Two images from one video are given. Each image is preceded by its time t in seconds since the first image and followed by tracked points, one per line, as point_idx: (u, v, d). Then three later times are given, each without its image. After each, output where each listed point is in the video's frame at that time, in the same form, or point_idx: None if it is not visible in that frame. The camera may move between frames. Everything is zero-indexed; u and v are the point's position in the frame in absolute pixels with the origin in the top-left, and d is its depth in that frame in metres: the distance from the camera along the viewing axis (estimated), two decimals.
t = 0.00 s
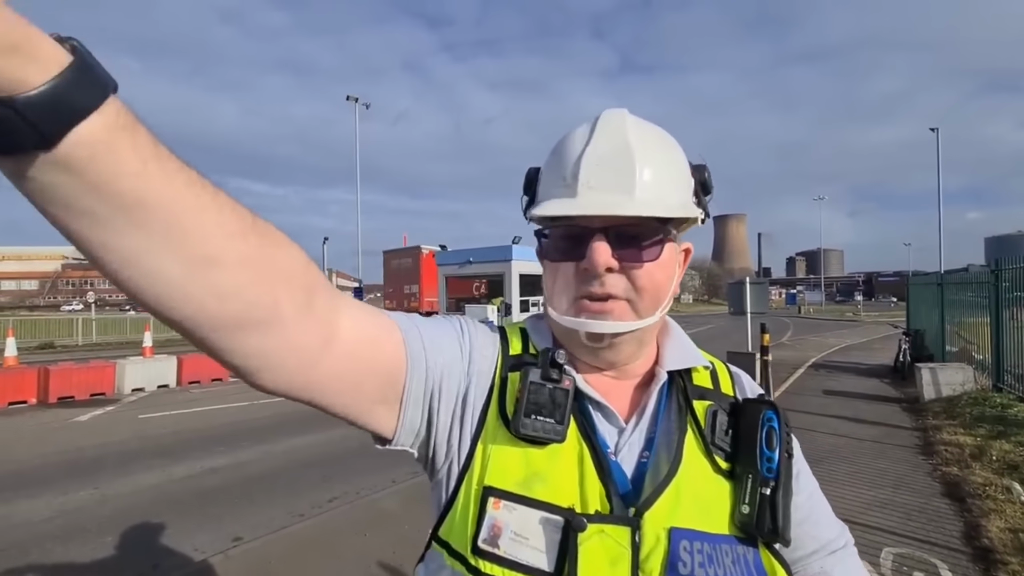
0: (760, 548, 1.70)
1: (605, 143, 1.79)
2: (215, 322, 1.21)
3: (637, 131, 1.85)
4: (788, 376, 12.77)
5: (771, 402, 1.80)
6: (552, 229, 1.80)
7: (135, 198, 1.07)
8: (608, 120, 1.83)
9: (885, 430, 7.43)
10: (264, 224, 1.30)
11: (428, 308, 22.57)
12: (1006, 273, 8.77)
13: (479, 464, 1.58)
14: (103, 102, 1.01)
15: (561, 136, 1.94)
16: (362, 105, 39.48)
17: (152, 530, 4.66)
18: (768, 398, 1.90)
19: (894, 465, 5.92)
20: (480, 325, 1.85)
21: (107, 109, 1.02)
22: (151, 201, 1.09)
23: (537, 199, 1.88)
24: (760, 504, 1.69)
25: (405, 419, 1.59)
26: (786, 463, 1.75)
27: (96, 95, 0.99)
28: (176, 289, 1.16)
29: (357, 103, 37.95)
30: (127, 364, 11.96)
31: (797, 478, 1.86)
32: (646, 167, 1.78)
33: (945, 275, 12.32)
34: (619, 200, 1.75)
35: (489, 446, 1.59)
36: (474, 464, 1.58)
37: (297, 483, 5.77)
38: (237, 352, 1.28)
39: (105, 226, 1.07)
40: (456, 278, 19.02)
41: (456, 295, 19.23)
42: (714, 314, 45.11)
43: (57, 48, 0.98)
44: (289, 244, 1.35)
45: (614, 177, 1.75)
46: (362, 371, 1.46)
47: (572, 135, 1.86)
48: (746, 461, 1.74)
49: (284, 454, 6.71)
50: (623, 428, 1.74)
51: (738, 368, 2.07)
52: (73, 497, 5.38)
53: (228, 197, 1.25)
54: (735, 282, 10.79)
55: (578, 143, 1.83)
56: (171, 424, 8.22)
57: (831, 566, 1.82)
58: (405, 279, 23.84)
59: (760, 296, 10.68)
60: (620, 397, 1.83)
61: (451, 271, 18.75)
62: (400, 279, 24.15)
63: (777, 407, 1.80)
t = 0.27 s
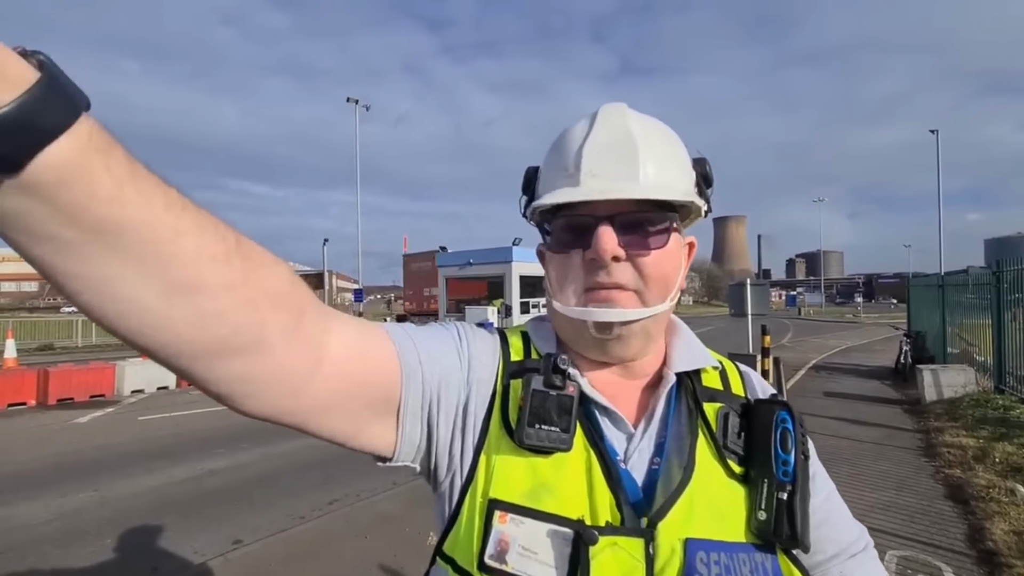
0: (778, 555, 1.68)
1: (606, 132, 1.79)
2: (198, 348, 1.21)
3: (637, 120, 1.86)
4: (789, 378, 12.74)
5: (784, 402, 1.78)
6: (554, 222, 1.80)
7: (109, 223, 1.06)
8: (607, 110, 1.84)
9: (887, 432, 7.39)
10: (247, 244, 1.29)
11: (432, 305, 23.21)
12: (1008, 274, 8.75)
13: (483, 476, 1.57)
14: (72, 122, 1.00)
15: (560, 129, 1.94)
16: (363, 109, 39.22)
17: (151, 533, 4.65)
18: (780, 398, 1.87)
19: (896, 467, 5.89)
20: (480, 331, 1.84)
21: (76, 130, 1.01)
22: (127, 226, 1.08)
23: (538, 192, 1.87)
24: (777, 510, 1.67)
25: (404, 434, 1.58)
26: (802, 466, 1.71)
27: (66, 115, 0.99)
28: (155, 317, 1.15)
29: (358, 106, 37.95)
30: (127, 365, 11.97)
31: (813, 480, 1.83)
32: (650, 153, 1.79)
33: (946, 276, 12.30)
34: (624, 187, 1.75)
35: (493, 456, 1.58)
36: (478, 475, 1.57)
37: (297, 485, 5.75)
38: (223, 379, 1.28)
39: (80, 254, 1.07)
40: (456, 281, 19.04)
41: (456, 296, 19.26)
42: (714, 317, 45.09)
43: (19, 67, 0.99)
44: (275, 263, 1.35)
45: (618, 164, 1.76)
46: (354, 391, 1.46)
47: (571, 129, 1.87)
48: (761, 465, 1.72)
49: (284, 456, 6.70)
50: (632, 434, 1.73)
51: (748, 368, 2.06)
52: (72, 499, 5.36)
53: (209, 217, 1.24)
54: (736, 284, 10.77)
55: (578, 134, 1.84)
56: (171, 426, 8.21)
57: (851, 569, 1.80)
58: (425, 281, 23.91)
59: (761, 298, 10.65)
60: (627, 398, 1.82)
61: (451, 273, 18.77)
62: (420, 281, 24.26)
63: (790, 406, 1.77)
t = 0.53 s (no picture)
0: (781, 553, 1.68)
1: (594, 126, 1.80)
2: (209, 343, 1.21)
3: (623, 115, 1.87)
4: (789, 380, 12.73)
5: (784, 400, 1.77)
6: (548, 220, 1.79)
7: (131, 215, 1.07)
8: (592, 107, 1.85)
9: (888, 434, 7.38)
10: (264, 242, 1.30)
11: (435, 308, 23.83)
12: (1008, 276, 8.74)
13: (483, 476, 1.57)
14: (102, 114, 1.01)
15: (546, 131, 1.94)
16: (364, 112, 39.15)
17: (151, 535, 4.64)
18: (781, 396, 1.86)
19: (899, 470, 5.87)
20: (486, 333, 1.84)
21: (105, 121, 1.02)
22: (148, 219, 1.09)
23: (529, 193, 1.87)
24: (779, 508, 1.66)
25: (408, 432, 1.58)
26: (805, 464, 1.70)
27: (96, 106, 0.99)
28: (169, 312, 1.16)
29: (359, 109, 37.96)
30: (128, 367, 11.99)
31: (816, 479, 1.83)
32: (638, 145, 1.80)
33: (947, 278, 12.29)
34: (616, 179, 1.75)
35: (494, 457, 1.57)
36: (478, 476, 1.57)
37: (297, 487, 5.75)
38: (232, 374, 1.27)
39: (102, 246, 1.07)
40: (456, 283, 19.07)
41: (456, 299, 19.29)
42: (714, 319, 45.13)
43: (53, 54, 0.97)
44: (289, 261, 1.35)
45: (608, 157, 1.76)
46: (362, 390, 1.45)
47: (558, 130, 1.87)
48: (763, 463, 1.71)
49: (284, 459, 6.70)
50: (633, 433, 1.73)
51: (749, 365, 2.05)
52: (72, 501, 5.36)
53: (228, 213, 1.25)
54: (736, 286, 10.77)
55: (566, 132, 1.84)
56: (172, 428, 8.22)
57: (855, 568, 1.79)
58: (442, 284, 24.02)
59: (762, 300, 10.64)
60: (627, 398, 1.82)
61: (451, 276, 18.84)
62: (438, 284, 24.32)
63: (791, 404, 1.77)
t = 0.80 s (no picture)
0: (772, 551, 1.66)
1: (592, 128, 1.80)
2: (203, 336, 1.21)
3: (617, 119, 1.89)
4: (790, 382, 12.73)
5: (773, 399, 1.77)
6: (548, 220, 1.78)
7: (143, 209, 1.07)
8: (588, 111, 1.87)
9: (889, 436, 7.37)
10: (263, 249, 1.31)
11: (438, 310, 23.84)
12: (1009, 278, 8.75)
13: (476, 478, 1.57)
14: (128, 113, 1.02)
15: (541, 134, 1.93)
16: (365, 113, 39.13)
17: (151, 537, 4.64)
18: (771, 395, 1.86)
19: (900, 472, 5.86)
20: (476, 336, 1.84)
21: (129, 120, 1.03)
22: (159, 213, 1.09)
23: (526, 194, 1.85)
24: (768, 505, 1.64)
25: (397, 436, 1.58)
26: (794, 461, 1.68)
27: (123, 103, 1.00)
28: (169, 302, 1.15)
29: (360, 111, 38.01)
30: (129, 369, 12.01)
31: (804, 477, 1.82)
32: (635, 148, 1.81)
33: (948, 280, 12.29)
34: (616, 179, 1.75)
35: (486, 459, 1.58)
36: (471, 478, 1.57)
37: (298, 489, 5.75)
38: (220, 369, 1.26)
39: (107, 233, 1.07)
40: (456, 285, 19.09)
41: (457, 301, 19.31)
42: (714, 321, 45.12)
43: (94, 57, 0.99)
44: (283, 264, 1.36)
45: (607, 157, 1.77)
46: (348, 391, 1.45)
47: (554, 132, 1.87)
48: (752, 461, 1.71)
49: (285, 460, 6.70)
50: (624, 434, 1.74)
51: (740, 367, 2.05)
52: (72, 503, 5.36)
53: (230, 214, 1.25)
54: (736, 288, 10.78)
55: (563, 134, 1.84)
56: (172, 430, 8.22)
57: (845, 566, 1.79)
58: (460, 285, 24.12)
59: (762, 302, 10.65)
60: (619, 400, 1.83)
61: (452, 278, 18.85)
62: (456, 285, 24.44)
63: (780, 402, 1.76)
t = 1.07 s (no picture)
0: (766, 547, 1.66)
1: (573, 138, 1.80)
2: (199, 347, 1.21)
3: (601, 125, 1.88)
4: (790, 383, 12.73)
5: (769, 398, 1.77)
6: (534, 233, 1.78)
7: (122, 229, 1.07)
8: (570, 120, 1.85)
9: (890, 438, 7.36)
10: (251, 251, 1.30)
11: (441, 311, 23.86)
12: (1010, 279, 8.75)
13: (475, 475, 1.57)
14: (95, 137, 1.02)
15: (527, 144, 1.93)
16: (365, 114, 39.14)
17: (151, 538, 4.64)
18: (767, 393, 1.86)
19: (901, 473, 5.86)
20: (476, 337, 1.85)
21: (95, 145, 1.02)
22: (139, 231, 1.09)
23: (512, 207, 1.86)
24: (763, 502, 1.65)
25: (400, 433, 1.58)
26: (789, 459, 1.69)
27: (87, 130, 1.00)
28: (161, 318, 1.16)
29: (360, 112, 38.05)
30: (129, 370, 12.01)
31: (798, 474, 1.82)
32: (617, 155, 1.80)
33: (948, 281, 12.29)
34: (597, 190, 1.75)
35: (485, 457, 1.57)
36: (470, 475, 1.57)
37: (298, 490, 5.75)
38: (220, 378, 1.27)
39: (91, 257, 1.07)
40: (456, 286, 19.10)
41: (457, 302, 19.32)
42: (714, 323, 45.09)
43: (50, 86, 1.00)
44: (277, 268, 1.35)
45: (588, 168, 1.76)
46: (350, 394, 1.46)
47: (537, 143, 1.87)
48: (748, 459, 1.71)
49: (285, 462, 6.70)
50: (620, 432, 1.74)
51: (736, 366, 2.05)
52: (72, 504, 5.36)
53: (217, 225, 1.25)
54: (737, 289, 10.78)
55: (545, 145, 1.84)
56: (172, 431, 8.22)
57: (837, 562, 1.79)
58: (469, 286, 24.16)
59: (762, 303, 10.65)
60: (615, 400, 1.82)
61: (452, 279, 18.88)
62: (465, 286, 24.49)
63: (776, 401, 1.77)
